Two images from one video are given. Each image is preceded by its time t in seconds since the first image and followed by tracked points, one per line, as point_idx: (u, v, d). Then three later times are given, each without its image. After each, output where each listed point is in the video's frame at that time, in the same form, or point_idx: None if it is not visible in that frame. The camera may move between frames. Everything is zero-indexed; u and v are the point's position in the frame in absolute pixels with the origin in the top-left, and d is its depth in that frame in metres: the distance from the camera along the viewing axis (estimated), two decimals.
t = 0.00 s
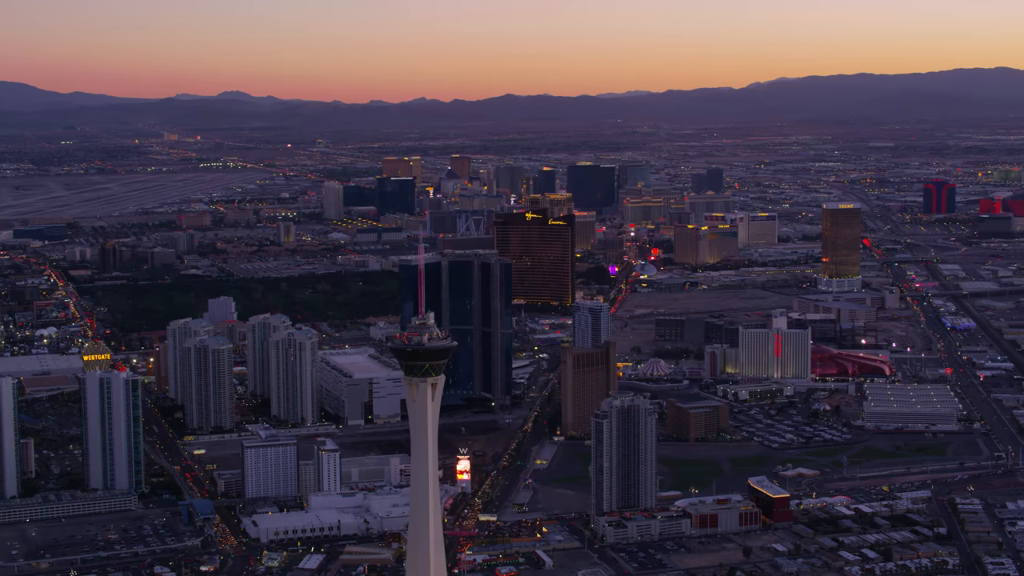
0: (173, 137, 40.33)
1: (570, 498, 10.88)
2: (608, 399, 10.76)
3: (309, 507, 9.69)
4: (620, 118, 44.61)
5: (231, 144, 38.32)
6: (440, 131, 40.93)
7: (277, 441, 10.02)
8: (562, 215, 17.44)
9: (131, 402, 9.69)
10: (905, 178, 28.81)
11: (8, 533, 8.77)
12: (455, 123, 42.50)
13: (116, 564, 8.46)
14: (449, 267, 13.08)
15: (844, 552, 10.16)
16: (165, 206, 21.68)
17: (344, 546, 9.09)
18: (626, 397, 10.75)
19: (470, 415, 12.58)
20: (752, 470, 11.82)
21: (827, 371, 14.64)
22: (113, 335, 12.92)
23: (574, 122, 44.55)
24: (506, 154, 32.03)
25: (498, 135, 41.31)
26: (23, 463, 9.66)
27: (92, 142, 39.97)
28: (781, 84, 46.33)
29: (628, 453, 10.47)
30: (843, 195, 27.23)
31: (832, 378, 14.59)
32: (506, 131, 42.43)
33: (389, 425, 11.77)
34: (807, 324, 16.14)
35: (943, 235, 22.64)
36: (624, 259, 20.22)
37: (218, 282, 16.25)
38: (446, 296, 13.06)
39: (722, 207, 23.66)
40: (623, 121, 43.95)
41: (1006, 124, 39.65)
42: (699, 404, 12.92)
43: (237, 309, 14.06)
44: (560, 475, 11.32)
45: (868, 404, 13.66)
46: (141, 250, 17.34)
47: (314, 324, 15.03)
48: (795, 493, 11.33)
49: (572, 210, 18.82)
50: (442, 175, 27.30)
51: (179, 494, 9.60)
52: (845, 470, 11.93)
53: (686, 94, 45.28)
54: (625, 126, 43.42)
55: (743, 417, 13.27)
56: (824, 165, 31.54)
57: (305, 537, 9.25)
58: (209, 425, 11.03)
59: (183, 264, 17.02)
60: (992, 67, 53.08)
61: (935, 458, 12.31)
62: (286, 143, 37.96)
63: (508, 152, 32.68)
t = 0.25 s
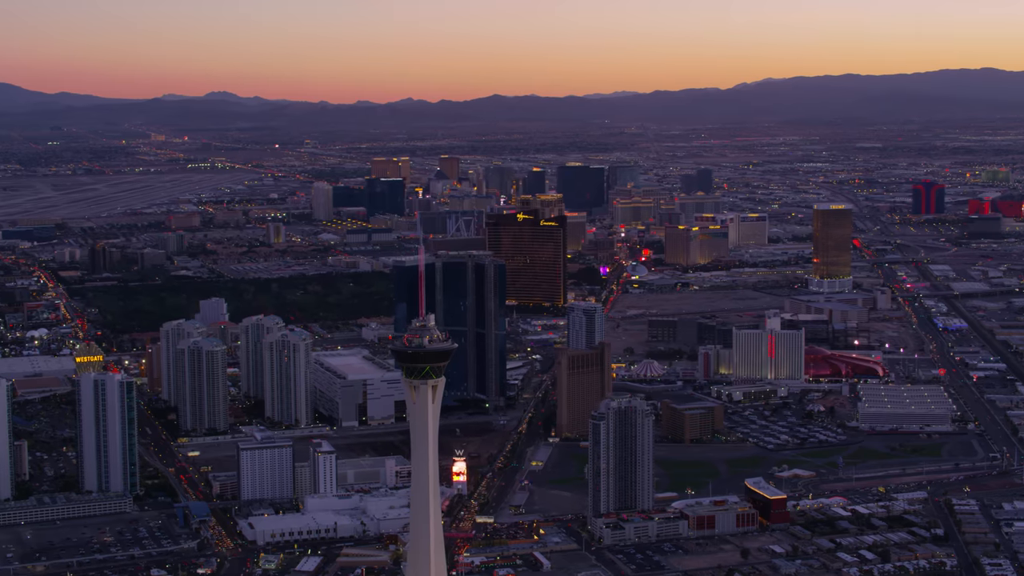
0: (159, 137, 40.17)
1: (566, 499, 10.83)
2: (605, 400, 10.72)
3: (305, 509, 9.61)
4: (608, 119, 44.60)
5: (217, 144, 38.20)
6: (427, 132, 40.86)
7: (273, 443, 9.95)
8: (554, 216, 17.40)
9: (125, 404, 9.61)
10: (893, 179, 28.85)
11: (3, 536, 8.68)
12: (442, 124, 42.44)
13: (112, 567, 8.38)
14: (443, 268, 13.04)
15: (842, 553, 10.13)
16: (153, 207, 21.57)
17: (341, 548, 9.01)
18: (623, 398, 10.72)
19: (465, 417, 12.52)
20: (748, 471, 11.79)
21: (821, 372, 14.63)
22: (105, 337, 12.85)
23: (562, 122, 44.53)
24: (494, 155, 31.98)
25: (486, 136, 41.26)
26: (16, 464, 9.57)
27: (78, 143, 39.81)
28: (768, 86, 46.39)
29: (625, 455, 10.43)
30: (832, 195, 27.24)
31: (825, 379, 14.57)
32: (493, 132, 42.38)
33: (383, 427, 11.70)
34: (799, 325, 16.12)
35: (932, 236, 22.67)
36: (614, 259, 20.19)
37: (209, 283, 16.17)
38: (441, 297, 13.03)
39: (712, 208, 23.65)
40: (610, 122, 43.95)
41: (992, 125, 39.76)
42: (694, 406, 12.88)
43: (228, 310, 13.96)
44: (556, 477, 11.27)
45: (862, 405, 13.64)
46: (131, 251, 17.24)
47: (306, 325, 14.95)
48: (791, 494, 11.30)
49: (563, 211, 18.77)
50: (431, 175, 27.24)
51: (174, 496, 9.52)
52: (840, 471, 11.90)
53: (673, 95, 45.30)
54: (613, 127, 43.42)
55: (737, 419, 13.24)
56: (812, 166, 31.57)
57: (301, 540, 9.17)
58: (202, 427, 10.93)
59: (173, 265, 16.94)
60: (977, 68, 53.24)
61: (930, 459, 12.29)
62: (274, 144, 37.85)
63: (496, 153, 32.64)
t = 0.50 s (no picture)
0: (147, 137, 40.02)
1: (564, 501, 10.77)
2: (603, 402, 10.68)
3: (303, 511, 9.53)
4: (597, 120, 44.59)
5: (206, 145, 38.08)
6: (417, 133, 40.80)
7: (270, 445, 9.88)
8: (547, 217, 17.37)
9: (123, 406, 9.56)
10: (884, 179, 28.88)
11: None
12: (432, 124, 42.38)
13: (110, 569, 8.30)
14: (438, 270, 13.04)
15: (842, 554, 10.09)
16: (144, 207, 21.48)
17: (340, 550, 8.93)
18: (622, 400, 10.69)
19: (461, 418, 12.46)
20: (745, 472, 11.75)
21: (816, 372, 14.61)
22: (98, 339, 12.79)
23: (551, 122, 44.51)
24: (484, 155, 31.93)
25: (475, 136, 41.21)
26: (13, 467, 9.50)
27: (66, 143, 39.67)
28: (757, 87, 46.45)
29: (625, 457, 10.40)
30: (823, 195, 27.26)
31: (821, 380, 14.54)
32: (483, 132, 42.34)
33: (380, 428, 11.63)
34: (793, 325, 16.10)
35: (924, 236, 22.68)
36: (607, 260, 20.16)
37: (201, 284, 16.09)
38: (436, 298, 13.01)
39: (704, 208, 23.63)
40: (600, 123, 43.93)
41: (980, 125, 39.84)
42: (691, 407, 12.85)
43: (222, 311, 13.88)
44: (554, 478, 11.21)
45: (858, 406, 13.62)
46: (123, 253, 17.15)
47: (300, 326, 14.88)
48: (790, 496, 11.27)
49: (556, 212, 18.73)
50: (422, 176, 27.19)
51: (171, 499, 9.45)
52: (838, 472, 11.88)
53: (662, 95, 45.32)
54: (603, 127, 43.42)
55: (734, 420, 13.21)
56: (802, 166, 31.59)
57: (300, 542, 9.09)
58: (199, 428, 10.86)
59: (165, 266, 16.86)
60: (964, 69, 53.41)
61: (928, 459, 12.28)
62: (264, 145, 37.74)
63: (487, 153, 32.59)
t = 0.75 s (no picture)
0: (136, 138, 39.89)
1: (563, 502, 10.72)
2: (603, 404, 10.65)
3: (302, 513, 9.46)
4: (587, 120, 44.57)
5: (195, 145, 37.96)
6: (407, 134, 40.73)
7: (268, 447, 9.82)
8: (541, 217, 17.34)
9: (119, 409, 9.45)
10: (875, 180, 28.91)
11: None
12: (421, 125, 42.32)
13: (108, 572, 8.22)
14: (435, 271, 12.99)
15: (842, 556, 10.05)
16: (135, 208, 21.38)
17: (340, 552, 8.85)
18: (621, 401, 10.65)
19: (457, 419, 12.42)
20: (744, 473, 11.71)
21: (812, 373, 14.58)
22: (92, 340, 12.74)
23: (541, 122, 44.48)
24: (475, 156, 31.89)
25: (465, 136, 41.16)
26: (9, 469, 9.41)
27: (55, 143, 39.52)
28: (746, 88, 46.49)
29: (624, 458, 10.36)
30: (815, 195, 27.27)
31: (817, 381, 14.52)
32: (472, 132, 42.30)
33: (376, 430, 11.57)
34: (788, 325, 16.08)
35: (916, 236, 22.69)
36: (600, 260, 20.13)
37: (194, 285, 16.02)
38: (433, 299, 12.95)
39: (696, 209, 23.61)
40: (590, 123, 43.92)
41: (969, 126, 39.91)
42: (688, 408, 12.82)
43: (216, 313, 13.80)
44: (552, 480, 11.16)
45: (855, 406, 13.60)
46: (115, 254, 17.07)
47: (294, 327, 14.81)
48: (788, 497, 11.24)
49: (550, 212, 18.69)
50: (413, 176, 27.13)
51: (169, 501, 9.38)
52: (837, 473, 11.85)
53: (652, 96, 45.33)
54: (593, 127, 43.41)
55: (731, 421, 13.17)
56: (793, 166, 31.62)
57: (299, 544, 9.01)
58: (194, 430, 10.80)
59: (157, 267, 16.79)
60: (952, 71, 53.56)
61: (926, 460, 12.25)
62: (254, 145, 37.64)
63: (477, 153, 32.54)
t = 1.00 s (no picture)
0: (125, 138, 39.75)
1: (562, 503, 10.66)
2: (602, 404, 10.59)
3: (300, 515, 9.39)
4: (577, 120, 44.56)
5: (185, 145, 37.84)
6: (397, 134, 40.65)
7: (267, 449, 9.74)
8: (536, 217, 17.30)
9: (117, 411, 9.38)
10: (866, 180, 28.94)
11: None
12: (411, 126, 42.26)
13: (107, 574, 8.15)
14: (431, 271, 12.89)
15: (843, 557, 10.00)
16: (126, 208, 21.30)
17: (339, 554, 8.78)
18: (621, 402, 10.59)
19: (454, 421, 12.38)
20: (742, 474, 11.67)
21: (808, 373, 14.56)
22: (86, 341, 12.67)
23: (531, 123, 44.45)
24: (466, 156, 31.85)
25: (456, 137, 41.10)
26: (5, 470, 9.34)
27: (44, 143, 39.36)
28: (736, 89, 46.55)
29: (624, 460, 10.31)
30: (806, 195, 27.29)
31: (814, 381, 14.49)
32: (463, 132, 42.25)
33: (373, 431, 11.51)
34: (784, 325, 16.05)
35: (909, 236, 22.71)
36: (593, 261, 20.10)
37: (187, 285, 15.96)
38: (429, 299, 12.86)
39: (689, 209, 23.59)
40: (580, 123, 43.91)
41: (959, 126, 39.99)
42: (686, 409, 12.78)
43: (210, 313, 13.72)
44: (550, 481, 11.10)
45: (852, 407, 13.58)
46: (107, 255, 16.99)
47: (288, 327, 14.74)
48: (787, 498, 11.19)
49: (543, 213, 18.65)
50: (405, 177, 27.09)
51: (167, 503, 9.31)
52: (835, 474, 11.81)
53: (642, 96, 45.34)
54: (583, 127, 43.41)
55: (728, 422, 13.14)
56: (784, 167, 31.64)
57: (298, 546, 8.94)
58: (191, 431, 10.72)
59: (150, 267, 16.71)
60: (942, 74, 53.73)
61: (923, 460, 12.23)
62: (244, 145, 37.53)
63: (469, 154, 32.50)
